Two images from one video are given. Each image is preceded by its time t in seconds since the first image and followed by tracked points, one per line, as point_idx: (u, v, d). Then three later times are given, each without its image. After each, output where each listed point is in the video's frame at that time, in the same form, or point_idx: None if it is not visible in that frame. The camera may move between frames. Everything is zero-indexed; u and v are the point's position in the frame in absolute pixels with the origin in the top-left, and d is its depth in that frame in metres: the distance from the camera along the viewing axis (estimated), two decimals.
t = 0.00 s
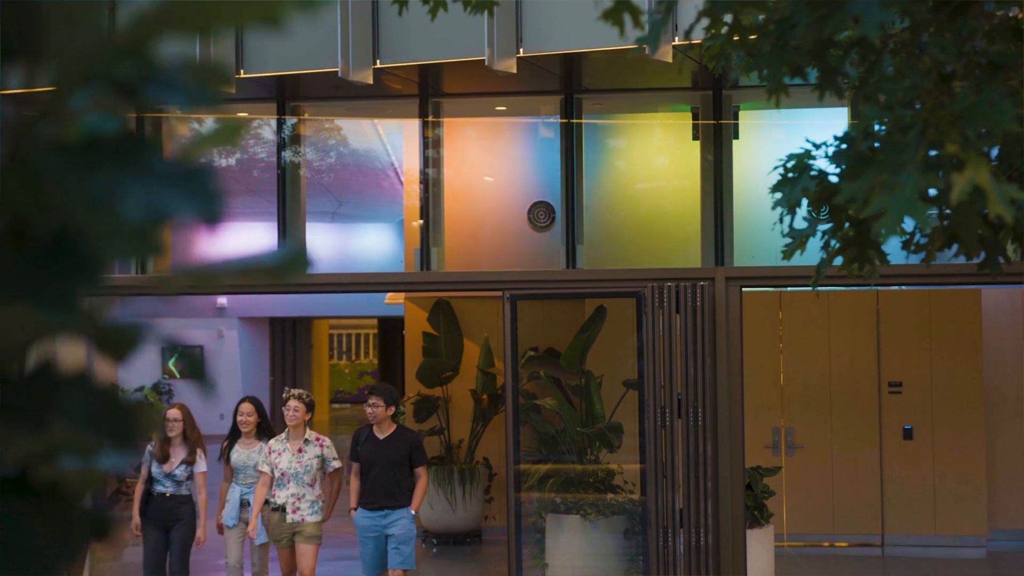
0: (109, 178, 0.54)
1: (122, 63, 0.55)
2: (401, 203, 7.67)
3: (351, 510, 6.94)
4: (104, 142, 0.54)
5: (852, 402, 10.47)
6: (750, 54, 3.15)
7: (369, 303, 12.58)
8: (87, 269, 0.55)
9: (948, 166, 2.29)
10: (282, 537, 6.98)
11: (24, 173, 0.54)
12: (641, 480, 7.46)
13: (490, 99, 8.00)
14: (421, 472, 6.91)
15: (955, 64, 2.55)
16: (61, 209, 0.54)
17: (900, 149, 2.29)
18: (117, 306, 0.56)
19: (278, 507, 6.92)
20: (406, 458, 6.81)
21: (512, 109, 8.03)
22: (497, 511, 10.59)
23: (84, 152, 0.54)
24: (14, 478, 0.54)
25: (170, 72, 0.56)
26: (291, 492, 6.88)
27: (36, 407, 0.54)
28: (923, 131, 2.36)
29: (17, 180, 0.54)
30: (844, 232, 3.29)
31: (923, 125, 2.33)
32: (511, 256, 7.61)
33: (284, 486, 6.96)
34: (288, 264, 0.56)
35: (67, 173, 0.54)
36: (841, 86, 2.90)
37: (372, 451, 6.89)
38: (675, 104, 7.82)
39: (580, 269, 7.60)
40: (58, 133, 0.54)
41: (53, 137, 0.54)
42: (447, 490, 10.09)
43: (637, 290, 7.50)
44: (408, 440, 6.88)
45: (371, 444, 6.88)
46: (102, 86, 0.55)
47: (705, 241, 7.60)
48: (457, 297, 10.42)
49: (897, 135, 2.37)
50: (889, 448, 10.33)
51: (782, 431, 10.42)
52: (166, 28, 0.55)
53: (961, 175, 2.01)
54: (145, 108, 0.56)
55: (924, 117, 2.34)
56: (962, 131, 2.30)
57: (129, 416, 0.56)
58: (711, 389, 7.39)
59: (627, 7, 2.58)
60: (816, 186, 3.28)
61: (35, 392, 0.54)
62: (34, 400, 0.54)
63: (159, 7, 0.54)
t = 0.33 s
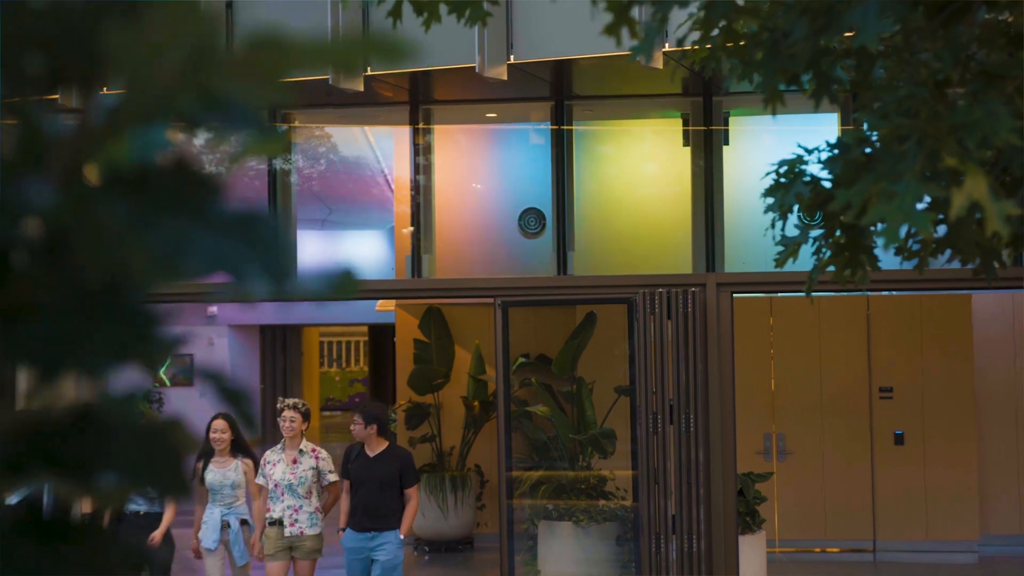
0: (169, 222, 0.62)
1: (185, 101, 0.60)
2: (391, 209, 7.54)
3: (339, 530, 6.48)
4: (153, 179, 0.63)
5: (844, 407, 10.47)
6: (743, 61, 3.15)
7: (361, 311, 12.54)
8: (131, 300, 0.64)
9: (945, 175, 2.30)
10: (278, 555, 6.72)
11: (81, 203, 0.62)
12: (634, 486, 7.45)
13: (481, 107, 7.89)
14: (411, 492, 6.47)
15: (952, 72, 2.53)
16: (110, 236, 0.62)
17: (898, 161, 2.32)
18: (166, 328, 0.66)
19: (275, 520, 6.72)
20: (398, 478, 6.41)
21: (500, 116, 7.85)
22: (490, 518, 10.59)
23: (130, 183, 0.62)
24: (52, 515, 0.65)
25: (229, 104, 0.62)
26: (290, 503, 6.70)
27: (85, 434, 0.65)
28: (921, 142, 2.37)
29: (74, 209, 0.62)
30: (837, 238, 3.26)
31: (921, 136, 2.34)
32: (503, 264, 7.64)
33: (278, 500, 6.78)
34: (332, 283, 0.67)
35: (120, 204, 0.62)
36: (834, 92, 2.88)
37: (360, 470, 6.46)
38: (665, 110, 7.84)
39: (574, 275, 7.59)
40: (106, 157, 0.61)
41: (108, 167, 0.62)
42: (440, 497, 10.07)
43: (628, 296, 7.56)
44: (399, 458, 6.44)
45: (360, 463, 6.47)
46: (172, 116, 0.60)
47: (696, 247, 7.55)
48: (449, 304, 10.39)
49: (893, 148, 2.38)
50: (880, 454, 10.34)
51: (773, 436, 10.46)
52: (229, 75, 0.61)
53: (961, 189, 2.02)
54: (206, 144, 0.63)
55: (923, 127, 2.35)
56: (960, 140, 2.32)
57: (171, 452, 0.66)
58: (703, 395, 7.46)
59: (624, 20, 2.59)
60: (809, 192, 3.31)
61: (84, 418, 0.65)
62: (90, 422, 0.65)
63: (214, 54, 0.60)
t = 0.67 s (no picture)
0: (223, 258, 0.56)
1: (241, 132, 0.56)
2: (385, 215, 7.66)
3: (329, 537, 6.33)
4: (206, 215, 0.57)
5: (837, 410, 10.50)
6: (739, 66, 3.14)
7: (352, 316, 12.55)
8: (188, 337, 0.57)
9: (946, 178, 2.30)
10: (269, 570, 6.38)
11: (135, 238, 0.55)
12: (629, 491, 7.45)
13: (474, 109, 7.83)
14: (402, 500, 6.31)
15: (950, 76, 2.54)
16: (154, 276, 0.54)
17: (900, 165, 2.28)
18: (216, 375, 0.58)
19: (269, 541, 6.31)
20: (388, 485, 6.27)
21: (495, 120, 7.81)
22: (484, 523, 10.58)
23: (181, 220, 0.57)
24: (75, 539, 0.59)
25: (284, 140, 0.56)
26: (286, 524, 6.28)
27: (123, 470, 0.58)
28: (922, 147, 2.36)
29: (121, 248, 0.55)
30: (832, 242, 3.27)
31: (921, 140, 2.34)
32: (497, 269, 7.63)
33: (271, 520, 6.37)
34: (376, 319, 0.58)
35: (175, 244, 0.56)
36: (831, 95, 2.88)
37: (350, 476, 6.32)
38: (656, 115, 7.87)
39: (567, 281, 7.60)
40: (154, 181, 0.56)
41: (158, 194, 0.56)
42: (434, 502, 10.07)
43: (622, 301, 7.48)
44: (388, 463, 6.29)
45: (350, 469, 6.32)
46: (231, 149, 0.56)
47: (690, 250, 7.61)
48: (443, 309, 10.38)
49: (894, 151, 2.38)
50: (874, 457, 10.36)
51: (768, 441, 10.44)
52: (294, 119, 0.57)
53: (965, 188, 2.02)
54: (248, 162, 0.57)
55: (923, 132, 2.35)
56: (959, 143, 2.34)
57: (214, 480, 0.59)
58: (698, 400, 7.37)
59: (621, 25, 2.59)
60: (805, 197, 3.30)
61: (125, 458, 0.58)
62: (131, 470, 0.58)
63: (271, 93, 0.56)
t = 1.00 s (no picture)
0: (213, 239, 0.73)
1: (228, 126, 0.75)
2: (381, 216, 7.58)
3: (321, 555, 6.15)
4: (198, 204, 0.74)
5: (834, 412, 10.51)
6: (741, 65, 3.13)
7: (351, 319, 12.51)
8: (179, 314, 0.74)
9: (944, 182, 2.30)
10: None
11: (131, 226, 0.72)
12: (627, 494, 7.44)
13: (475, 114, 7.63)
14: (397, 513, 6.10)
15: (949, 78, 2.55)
16: (157, 256, 0.71)
17: (897, 168, 2.29)
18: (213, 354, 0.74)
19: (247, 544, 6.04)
20: (383, 497, 6.04)
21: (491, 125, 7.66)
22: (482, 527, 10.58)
23: (174, 207, 0.74)
24: (88, 527, 0.76)
25: (276, 134, 0.75)
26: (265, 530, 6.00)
27: (122, 438, 0.77)
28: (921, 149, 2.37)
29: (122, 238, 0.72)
30: (833, 245, 3.27)
31: (919, 142, 2.35)
32: (494, 272, 7.60)
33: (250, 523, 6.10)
34: (363, 297, 0.75)
35: (171, 228, 0.73)
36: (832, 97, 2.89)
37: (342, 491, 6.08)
38: (654, 118, 7.85)
39: (563, 284, 7.61)
40: (146, 182, 0.74)
41: (154, 190, 0.74)
42: (432, 506, 10.03)
43: (619, 305, 7.51)
44: (384, 475, 6.08)
45: (341, 483, 6.08)
46: (211, 142, 0.75)
47: (688, 253, 7.59)
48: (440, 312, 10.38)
49: (891, 153, 2.39)
50: (871, 458, 10.36)
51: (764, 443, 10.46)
52: (270, 106, 0.75)
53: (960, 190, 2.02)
54: (233, 161, 0.76)
55: (919, 134, 2.37)
56: (959, 145, 2.34)
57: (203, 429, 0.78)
58: (696, 402, 7.37)
59: (624, 26, 2.59)
60: (806, 199, 3.28)
61: (123, 416, 0.76)
62: (135, 437, 0.77)
63: (259, 91, 0.75)
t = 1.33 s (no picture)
0: (177, 212, 0.59)
1: (186, 95, 0.57)
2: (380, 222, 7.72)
3: (319, 568, 6.14)
4: (163, 176, 0.59)
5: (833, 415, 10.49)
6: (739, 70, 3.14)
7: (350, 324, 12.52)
8: (147, 300, 0.60)
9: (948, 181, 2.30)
10: None
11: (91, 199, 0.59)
12: (627, 496, 7.44)
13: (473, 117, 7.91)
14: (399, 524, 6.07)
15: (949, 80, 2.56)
16: (123, 232, 0.59)
17: (900, 168, 2.30)
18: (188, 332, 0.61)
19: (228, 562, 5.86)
20: (384, 506, 6.01)
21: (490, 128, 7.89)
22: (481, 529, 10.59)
23: (141, 180, 0.60)
24: (74, 502, 0.62)
25: (227, 103, 0.57)
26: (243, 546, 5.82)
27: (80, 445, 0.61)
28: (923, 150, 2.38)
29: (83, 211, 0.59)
30: (833, 246, 3.26)
31: (921, 143, 2.35)
32: (494, 275, 7.61)
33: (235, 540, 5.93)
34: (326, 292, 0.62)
35: (134, 202, 0.60)
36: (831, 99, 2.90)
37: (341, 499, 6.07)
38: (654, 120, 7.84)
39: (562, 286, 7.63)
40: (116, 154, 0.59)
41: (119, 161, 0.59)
42: (432, 508, 10.02)
43: (619, 307, 7.50)
44: (384, 483, 6.06)
45: (341, 491, 6.09)
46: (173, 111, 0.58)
47: (687, 255, 7.56)
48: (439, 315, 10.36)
49: (891, 153, 2.40)
50: (870, 460, 10.36)
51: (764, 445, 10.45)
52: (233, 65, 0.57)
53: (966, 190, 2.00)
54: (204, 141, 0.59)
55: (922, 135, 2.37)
56: (960, 146, 2.35)
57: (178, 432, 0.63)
58: (695, 403, 7.38)
59: (624, 31, 2.60)
60: (806, 201, 3.30)
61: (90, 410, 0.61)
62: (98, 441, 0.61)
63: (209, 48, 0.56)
